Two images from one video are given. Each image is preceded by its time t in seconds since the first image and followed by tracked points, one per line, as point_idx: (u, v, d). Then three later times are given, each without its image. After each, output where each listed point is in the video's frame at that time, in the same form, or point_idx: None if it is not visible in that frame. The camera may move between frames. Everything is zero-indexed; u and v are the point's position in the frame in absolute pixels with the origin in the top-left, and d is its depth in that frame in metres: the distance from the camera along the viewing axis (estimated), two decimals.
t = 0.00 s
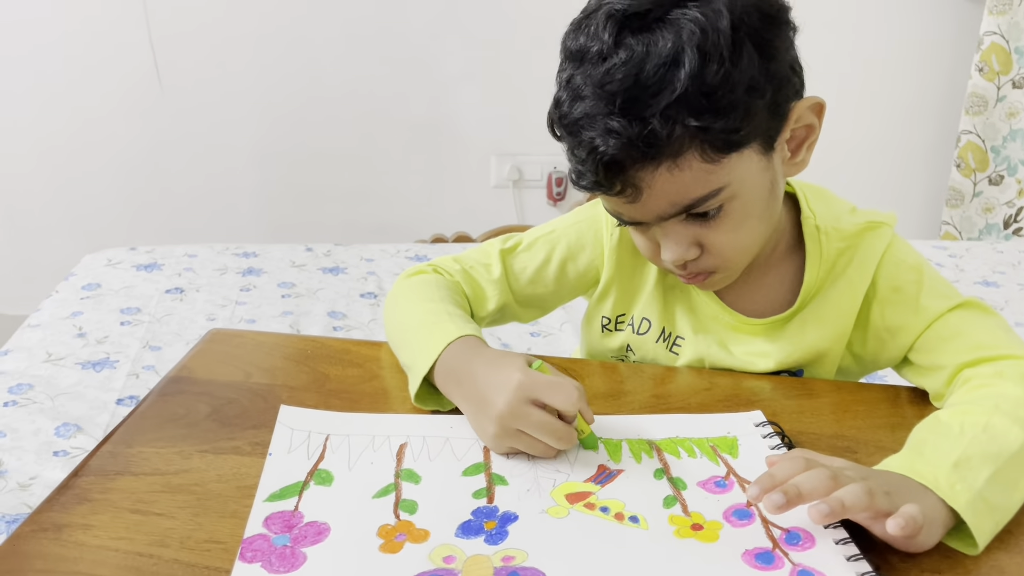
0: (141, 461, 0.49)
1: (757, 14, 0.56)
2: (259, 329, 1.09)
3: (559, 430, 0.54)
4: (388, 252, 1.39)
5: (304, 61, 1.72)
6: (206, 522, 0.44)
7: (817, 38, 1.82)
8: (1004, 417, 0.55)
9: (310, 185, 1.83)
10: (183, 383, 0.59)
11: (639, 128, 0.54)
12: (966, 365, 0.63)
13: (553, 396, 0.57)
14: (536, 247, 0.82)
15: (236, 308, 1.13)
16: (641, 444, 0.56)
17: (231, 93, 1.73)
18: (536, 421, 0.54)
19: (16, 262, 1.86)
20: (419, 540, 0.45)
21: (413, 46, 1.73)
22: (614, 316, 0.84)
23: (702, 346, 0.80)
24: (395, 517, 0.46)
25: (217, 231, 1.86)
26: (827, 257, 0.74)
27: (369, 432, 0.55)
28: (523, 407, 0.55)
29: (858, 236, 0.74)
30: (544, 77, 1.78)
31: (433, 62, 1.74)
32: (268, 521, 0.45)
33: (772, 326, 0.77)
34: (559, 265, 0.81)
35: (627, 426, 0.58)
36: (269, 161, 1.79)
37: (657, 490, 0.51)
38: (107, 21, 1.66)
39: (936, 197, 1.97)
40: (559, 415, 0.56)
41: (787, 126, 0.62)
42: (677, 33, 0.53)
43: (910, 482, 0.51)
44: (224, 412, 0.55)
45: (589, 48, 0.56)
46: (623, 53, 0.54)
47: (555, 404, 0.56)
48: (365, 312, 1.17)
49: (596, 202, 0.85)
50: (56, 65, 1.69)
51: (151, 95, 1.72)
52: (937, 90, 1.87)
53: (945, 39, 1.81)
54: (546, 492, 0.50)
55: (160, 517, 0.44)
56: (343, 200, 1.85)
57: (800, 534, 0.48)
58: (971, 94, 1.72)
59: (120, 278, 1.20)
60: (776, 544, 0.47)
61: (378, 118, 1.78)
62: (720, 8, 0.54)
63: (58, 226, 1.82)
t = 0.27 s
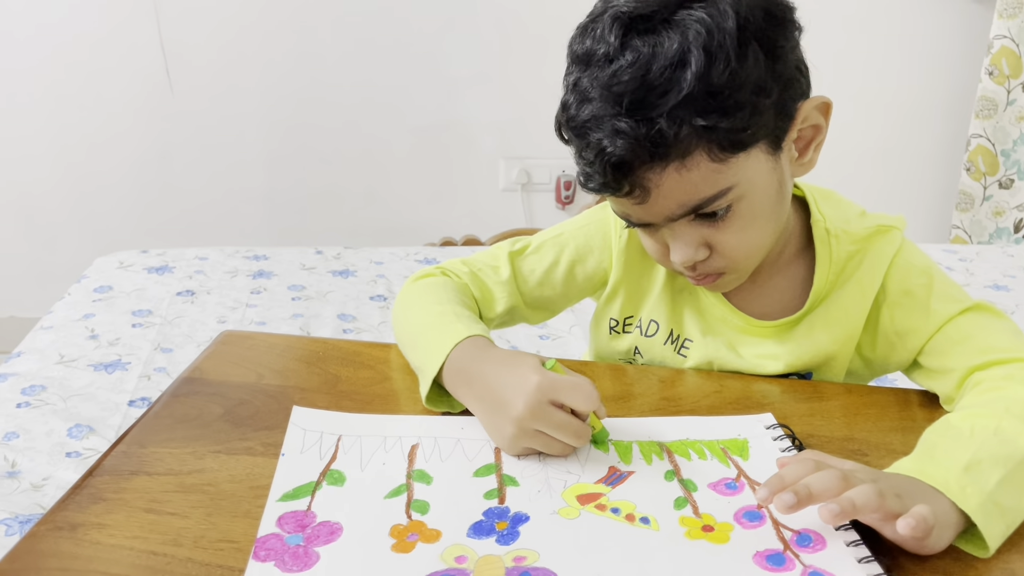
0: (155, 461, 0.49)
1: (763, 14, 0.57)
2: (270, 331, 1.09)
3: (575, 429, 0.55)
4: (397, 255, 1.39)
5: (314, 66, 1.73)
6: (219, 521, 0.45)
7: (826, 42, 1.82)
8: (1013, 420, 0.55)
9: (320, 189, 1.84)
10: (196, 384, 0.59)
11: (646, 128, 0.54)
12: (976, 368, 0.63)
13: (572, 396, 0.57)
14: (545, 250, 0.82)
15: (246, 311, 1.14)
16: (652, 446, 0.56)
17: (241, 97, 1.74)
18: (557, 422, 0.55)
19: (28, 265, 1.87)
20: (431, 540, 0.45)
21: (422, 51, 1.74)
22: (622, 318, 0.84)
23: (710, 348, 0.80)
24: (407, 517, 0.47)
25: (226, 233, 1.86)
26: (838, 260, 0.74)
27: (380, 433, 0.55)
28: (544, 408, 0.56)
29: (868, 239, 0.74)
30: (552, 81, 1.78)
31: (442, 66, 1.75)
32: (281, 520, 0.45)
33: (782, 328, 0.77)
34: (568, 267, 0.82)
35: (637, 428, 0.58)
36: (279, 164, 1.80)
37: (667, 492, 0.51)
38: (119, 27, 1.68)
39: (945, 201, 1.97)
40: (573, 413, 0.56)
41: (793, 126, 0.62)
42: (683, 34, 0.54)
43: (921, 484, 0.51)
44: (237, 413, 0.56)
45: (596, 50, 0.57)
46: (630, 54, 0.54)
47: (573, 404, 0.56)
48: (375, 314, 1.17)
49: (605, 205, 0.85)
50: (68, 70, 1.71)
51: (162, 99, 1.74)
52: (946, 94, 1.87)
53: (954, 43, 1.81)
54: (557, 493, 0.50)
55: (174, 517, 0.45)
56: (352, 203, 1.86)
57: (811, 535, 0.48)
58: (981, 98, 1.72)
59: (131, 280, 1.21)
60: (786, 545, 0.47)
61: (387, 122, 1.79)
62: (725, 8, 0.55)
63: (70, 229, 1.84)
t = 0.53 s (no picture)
0: (160, 460, 0.50)
1: (771, 12, 0.57)
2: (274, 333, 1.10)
3: (581, 434, 0.54)
4: (402, 257, 1.40)
5: (319, 70, 1.74)
6: (224, 521, 0.45)
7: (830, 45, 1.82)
8: (1013, 419, 0.55)
9: (324, 191, 1.84)
10: (201, 384, 0.59)
11: (656, 124, 0.54)
12: (975, 367, 0.63)
13: (577, 399, 0.57)
14: (552, 248, 0.82)
15: (251, 312, 1.14)
16: (655, 446, 0.56)
17: (246, 100, 1.75)
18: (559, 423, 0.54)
19: (34, 268, 1.88)
20: (434, 540, 0.45)
21: (426, 54, 1.74)
22: (626, 314, 0.84)
23: (713, 344, 0.80)
24: (410, 516, 0.47)
25: (231, 235, 1.87)
26: (841, 259, 0.74)
27: (384, 433, 0.55)
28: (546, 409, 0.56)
29: (872, 238, 0.74)
30: (557, 85, 1.79)
31: (445, 70, 1.76)
32: (285, 520, 0.45)
33: (785, 326, 0.77)
34: (575, 265, 0.82)
35: (639, 429, 0.58)
36: (284, 167, 1.81)
37: (670, 492, 0.51)
38: (124, 31, 1.69)
39: (950, 203, 1.96)
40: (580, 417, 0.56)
41: (799, 124, 0.63)
42: (693, 29, 0.54)
43: (922, 484, 0.51)
44: (241, 413, 0.56)
45: (606, 46, 0.57)
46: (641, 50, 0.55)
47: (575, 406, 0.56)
48: (379, 316, 1.18)
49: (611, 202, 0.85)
50: (73, 73, 1.72)
51: (168, 102, 1.74)
52: (950, 96, 1.87)
53: (958, 45, 1.81)
54: (560, 493, 0.51)
55: (178, 516, 0.45)
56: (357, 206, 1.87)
57: (814, 536, 0.48)
58: (985, 100, 1.72)
59: (136, 282, 1.22)
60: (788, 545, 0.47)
61: (391, 125, 1.79)
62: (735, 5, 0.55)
63: (76, 232, 1.85)
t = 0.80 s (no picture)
0: (164, 465, 0.50)
1: (783, 17, 0.58)
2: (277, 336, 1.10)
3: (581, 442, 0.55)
4: (404, 260, 1.40)
5: (321, 74, 1.74)
6: (227, 525, 0.45)
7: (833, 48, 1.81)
8: (1015, 424, 0.55)
9: (327, 194, 1.85)
10: (204, 388, 0.59)
11: (671, 126, 0.54)
12: (976, 371, 0.63)
13: (577, 403, 0.57)
14: (555, 251, 0.82)
15: (254, 316, 1.15)
16: (657, 451, 0.56)
17: (249, 104, 1.75)
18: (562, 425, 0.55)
19: (38, 271, 1.89)
20: (437, 545, 0.45)
21: (428, 58, 1.74)
22: (627, 317, 0.84)
23: (713, 346, 0.80)
24: (413, 521, 0.47)
25: (234, 238, 1.87)
26: (842, 264, 0.74)
27: (387, 437, 0.55)
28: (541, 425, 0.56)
29: (873, 244, 0.75)
30: (560, 88, 1.79)
31: (447, 73, 1.76)
32: (288, 525, 0.46)
33: (786, 329, 0.77)
34: (578, 268, 0.82)
35: (642, 433, 0.58)
36: (287, 170, 1.81)
37: (672, 497, 0.51)
38: (127, 34, 1.69)
39: (953, 206, 1.96)
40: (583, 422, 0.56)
41: (807, 128, 0.63)
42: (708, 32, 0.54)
43: (924, 489, 0.51)
44: (245, 417, 0.56)
45: (620, 48, 0.57)
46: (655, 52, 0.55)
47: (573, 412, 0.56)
48: (381, 319, 1.18)
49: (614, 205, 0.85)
50: (77, 77, 1.72)
51: (171, 106, 1.75)
52: (953, 98, 1.86)
53: (961, 47, 1.81)
54: (562, 498, 0.51)
55: (182, 520, 0.45)
56: (360, 209, 1.87)
57: (816, 541, 0.48)
58: (988, 102, 1.71)
59: (140, 285, 1.22)
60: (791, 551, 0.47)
61: (393, 128, 1.80)
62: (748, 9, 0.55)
63: (79, 235, 1.85)
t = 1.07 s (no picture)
0: (165, 469, 0.50)
1: (802, 22, 0.58)
2: (279, 340, 1.10)
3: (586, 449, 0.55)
4: (406, 263, 1.40)
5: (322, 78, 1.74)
6: (228, 530, 0.45)
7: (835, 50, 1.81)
8: (1015, 428, 0.55)
9: (329, 197, 1.85)
10: (206, 393, 0.60)
11: (688, 129, 0.54)
12: (976, 375, 0.63)
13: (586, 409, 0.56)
14: (559, 256, 0.82)
15: (255, 319, 1.15)
16: (657, 455, 0.56)
17: (251, 108, 1.76)
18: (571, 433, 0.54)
19: (40, 274, 1.89)
20: (437, 549, 0.45)
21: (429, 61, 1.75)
22: (632, 321, 0.84)
23: (718, 351, 0.79)
24: (413, 525, 0.47)
25: (236, 241, 1.88)
26: (846, 267, 0.74)
27: (388, 442, 0.55)
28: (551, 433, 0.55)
29: (876, 246, 0.74)
30: (562, 92, 1.79)
31: (449, 76, 1.76)
32: (289, 529, 0.46)
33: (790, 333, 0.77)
34: (582, 272, 0.82)
35: (642, 438, 0.58)
36: (289, 174, 1.82)
37: (672, 501, 0.51)
38: (129, 38, 1.70)
39: (955, 208, 1.96)
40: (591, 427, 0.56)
41: (817, 134, 0.63)
42: (728, 33, 0.54)
43: (924, 493, 0.51)
44: (246, 421, 0.56)
45: (637, 47, 0.57)
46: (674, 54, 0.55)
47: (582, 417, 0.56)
48: (383, 322, 1.18)
49: (619, 208, 0.85)
50: (79, 81, 1.73)
51: (173, 109, 1.75)
52: (955, 101, 1.86)
53: (963, 50, 1.81)
54: (562, 502, 0.51)
55: (182, 525, 0.45)
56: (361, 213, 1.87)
57: (815, 545, 0.48)
58: (990, 105, 1.71)
59: (142, 289, 1.22)
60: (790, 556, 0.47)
61: (395, 131, 1.80)
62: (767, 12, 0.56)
63: (82, 239, 1.86)
